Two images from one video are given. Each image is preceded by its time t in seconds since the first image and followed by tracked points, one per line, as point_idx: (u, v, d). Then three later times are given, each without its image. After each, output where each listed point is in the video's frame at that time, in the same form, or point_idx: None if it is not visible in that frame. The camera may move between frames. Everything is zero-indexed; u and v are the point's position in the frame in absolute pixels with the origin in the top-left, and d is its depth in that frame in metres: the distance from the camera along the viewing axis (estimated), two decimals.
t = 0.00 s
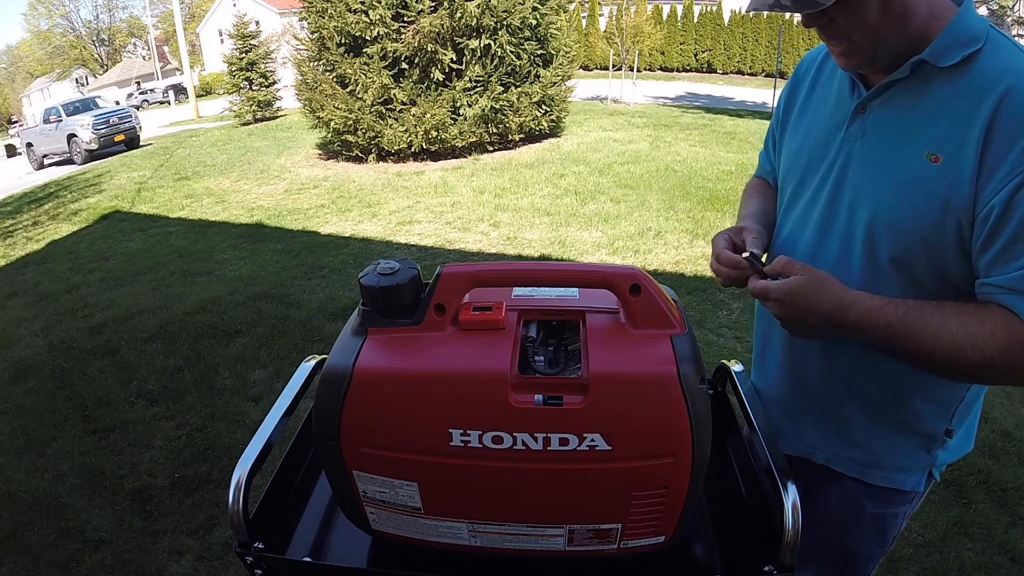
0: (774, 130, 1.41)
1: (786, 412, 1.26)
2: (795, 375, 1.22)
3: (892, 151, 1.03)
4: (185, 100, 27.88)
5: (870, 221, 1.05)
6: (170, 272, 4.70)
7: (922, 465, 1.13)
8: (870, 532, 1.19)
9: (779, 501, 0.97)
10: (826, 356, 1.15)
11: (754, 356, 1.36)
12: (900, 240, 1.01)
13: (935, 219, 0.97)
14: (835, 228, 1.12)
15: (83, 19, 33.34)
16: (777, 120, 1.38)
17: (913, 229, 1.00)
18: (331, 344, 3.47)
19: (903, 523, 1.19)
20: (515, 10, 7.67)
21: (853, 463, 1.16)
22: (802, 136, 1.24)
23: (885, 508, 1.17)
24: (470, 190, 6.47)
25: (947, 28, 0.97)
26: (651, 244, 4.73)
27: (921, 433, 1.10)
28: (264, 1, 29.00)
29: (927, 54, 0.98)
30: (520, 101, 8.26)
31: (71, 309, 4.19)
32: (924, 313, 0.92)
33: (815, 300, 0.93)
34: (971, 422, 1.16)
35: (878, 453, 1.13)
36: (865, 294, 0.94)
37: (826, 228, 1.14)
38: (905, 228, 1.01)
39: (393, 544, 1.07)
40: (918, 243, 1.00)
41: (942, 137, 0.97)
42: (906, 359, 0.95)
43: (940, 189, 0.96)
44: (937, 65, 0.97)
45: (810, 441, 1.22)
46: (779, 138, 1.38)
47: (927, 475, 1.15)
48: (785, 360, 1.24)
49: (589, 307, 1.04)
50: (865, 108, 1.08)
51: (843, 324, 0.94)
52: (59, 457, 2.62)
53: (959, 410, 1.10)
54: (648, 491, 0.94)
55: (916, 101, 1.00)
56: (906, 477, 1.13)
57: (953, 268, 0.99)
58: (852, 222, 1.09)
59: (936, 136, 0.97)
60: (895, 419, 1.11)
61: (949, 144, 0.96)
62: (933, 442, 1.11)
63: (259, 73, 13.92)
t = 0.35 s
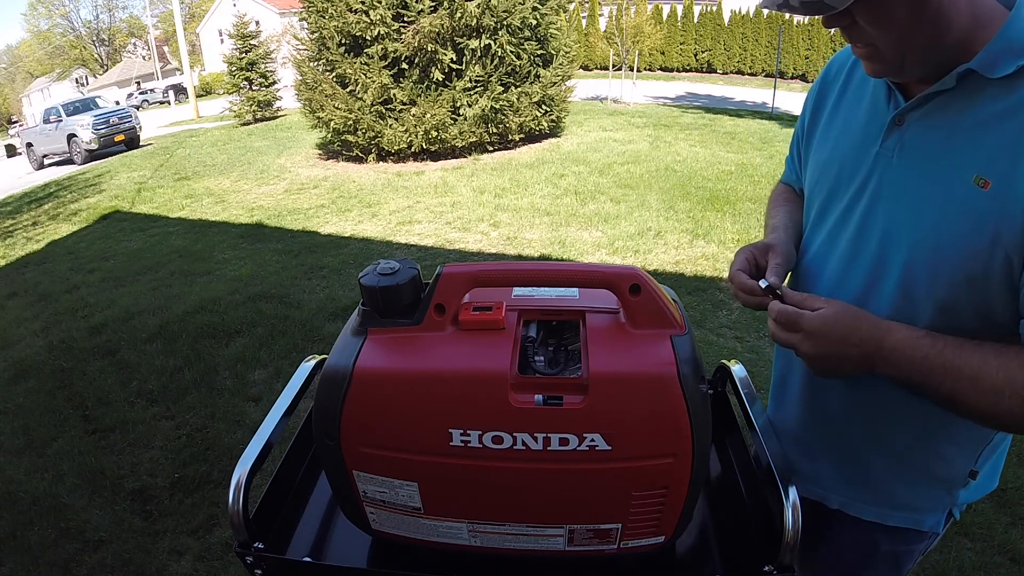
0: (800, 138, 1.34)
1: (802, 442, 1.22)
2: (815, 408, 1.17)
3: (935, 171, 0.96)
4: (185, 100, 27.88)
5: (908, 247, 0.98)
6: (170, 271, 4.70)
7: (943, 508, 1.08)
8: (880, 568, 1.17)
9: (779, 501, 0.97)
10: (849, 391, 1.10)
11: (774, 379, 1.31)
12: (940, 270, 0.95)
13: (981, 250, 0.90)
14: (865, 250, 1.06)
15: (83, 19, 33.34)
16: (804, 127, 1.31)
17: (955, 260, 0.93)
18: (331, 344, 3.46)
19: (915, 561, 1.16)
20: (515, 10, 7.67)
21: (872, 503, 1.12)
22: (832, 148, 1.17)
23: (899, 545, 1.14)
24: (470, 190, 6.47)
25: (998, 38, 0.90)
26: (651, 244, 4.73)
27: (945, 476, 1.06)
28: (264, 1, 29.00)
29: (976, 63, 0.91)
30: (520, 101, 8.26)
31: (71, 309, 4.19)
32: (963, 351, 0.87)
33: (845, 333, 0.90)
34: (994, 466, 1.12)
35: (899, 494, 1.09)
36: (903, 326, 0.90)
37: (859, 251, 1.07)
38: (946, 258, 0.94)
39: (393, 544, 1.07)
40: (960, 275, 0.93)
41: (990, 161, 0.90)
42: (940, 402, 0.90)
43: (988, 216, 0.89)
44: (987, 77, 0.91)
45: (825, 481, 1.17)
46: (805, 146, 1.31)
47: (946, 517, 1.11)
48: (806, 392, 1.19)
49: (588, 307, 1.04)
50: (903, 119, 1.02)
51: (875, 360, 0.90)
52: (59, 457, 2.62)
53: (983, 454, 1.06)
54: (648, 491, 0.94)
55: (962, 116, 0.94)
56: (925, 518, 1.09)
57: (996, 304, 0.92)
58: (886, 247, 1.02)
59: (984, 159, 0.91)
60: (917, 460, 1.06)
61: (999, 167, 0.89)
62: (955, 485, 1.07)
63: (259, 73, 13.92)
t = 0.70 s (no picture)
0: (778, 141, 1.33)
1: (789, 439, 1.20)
2: (799, 407, 1.16)
3: (895, 168, 0.95)
4: (185, 100, 27.89)
5: (874, 244, 0.98)
6: (171, 271, 4.71)
7: (932, 494, 1.07)
8: (878, 558, 1.15)
9: (779, 501, 0.97)
10: (831, 387, 1.09)
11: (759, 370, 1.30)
12: (905, 266, 0.94)
13: (942, 244, 0.89)
14: (836, 251, 1.05)
15: (83, 19, 33.33)
16: (784, 129, 1.30)
17: (918, 255, 0.92)
18: (331, 344, 3.46)
19: (912, 547, 1.15)
20: (515, 10, 7.67)
21: (861, 493, 1.10)
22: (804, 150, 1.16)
23: (895, 536, 1.13)
24: (470, 190, 6.47)
25: (948, 31, 0.89)
26: (651, 244, 4.73)
27: (933, 465, 1.04)
28: (264, 1, 29.00)
29: (926, 59, 0.90)
30: (520, 101, 8.26)
31: (71, 309, 4.19)
32: (929, 347, 0.86)
33: (817, 336, 0.90)
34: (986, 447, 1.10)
35: (887, 484, 1.07)
36: (869, 326, 0.90)
37: (830, 251, 1.06)
38: (908, 253, 0.93)
39: (393, 544, 1.07)
40: (924, 269, 0.92)
41: (945, 154, 0.89)
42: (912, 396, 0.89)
43: (947, 210, 0.88)
44: (938, 70, 0.90)
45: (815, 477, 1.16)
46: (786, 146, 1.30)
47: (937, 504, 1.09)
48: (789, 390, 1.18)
49: (589, 307, 1.04)
50: (863, 118, 1.01)
51: (843, 358, 0.90)
52: (60, 457, 2.62)
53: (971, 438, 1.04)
54: (649, 491, 0.94)
55: (916, 110, 0.93)
56: (915, 504, 1.08)
57: (962, 296, 0.91)
58: (853, 246, 1.02)
59: (938, 153, 0.90)
60: (903, 452, 1.05)
61: (952, 160, 0.88)
62: (943, 472, 1.05)
63: (259, 73, 13.92)
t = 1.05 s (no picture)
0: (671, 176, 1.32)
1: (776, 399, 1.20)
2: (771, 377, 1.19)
3: (789, 168, 1.01)
4: (185, 100, 27.88)
5: (788, 235, 1.03)
6: (171, 271, 4.71)
7: (919, 422, 1.10)
8: (882, 502, 1.16)
9: (779, 500, 0.97)
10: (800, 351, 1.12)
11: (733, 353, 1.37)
12: (822, 246, 1.00)
13: (846, 217, 0.96)
14: (761, 255, 1.10)
15: (82, 19, 33.32)
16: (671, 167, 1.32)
17: (829, 232, 0.98)
18: (331, 344, 3.47)
19: (911, 484, 1.17)
20: (515, 10, 7.69)
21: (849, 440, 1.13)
22: (714, 176, 1.20)
23: (892, 480, 1.15)
24: (470, 190, 6.47)
25: (800, 39, 0.97)
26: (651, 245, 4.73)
27: (912, 397, 1.08)
28: (264, 2, 29.00)
29: (791, 68, 0.97)
30: (520, 101, 8.26)
31: (71, 309, 4.19)
32: (863, 306, 0.93)
33: (762, 321, 0.99)
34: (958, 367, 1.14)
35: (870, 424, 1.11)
36: (809, 303, 0.98)
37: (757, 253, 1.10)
38: (821, 233, 0.99)
39: (392, 544, 1.07)
40: (839, 241, 0.98)
41: (827, 142, 0.96)
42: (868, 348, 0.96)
43: (842, 189, 0.95)
44: (802, 75, 0.97)
45: (811, 437, 1.15)
46: (678, 184, 1.31)
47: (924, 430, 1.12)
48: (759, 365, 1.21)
49: (589, 307, 1.04)
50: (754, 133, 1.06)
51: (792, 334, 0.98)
52: (59, 457, 2.62)
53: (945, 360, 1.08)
54: (649, 492, 0.94)
55: (796, 109, 1.00)
56: (904, 436, 1.10)
57: (880, 250, 0.97)
58: (775, 242, 1.07)
59: (823, 142, 0.96)
60: (879, 396, 1.08)
61: (835, 147, 0.95)
62: (920, 400, 1.09)
63: (259, 73, 13.92)
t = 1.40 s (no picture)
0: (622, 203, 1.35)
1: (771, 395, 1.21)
2: (764, 360, 1.19)
3: (748, 164, 1.04)
4: (185, 100, 27.87)
5: (761, 226, 1.05)
6: (171, 271, 4.71)
7: (915, 381, 1.13)
8: (889, 470, 1.18)
9: (779, 499, 0.97)
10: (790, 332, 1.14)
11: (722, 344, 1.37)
12: (794, 225, 1.03)
13: (810, 192, 1.00)
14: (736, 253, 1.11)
15: (82, 19, 33.32)
16: (621, 193, 1.34)
17: (797, 210, 1.02)
18: (331, 344, 3.47)
19: (915, 446, 1.19)
20: (515, 10, 7.71)
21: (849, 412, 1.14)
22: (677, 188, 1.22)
23: (900, 446, 1.17)
24: (470, 190, 6.47)
25: (732, 50, 1.02)
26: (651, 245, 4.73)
27: (906, 354, 1.11)
28: (264, 2, 29.01)
29: (732, 72, 1.02)
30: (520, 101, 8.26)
31: (72, 309, 4.19)
32: (845, 271, 0.94)
33: (755, 306, 0.98)
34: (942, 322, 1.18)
35: (866, 393, 1.12)
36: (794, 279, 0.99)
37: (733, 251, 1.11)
38: (791, 213, 1.02)
39: (393, 544, 1.07)
40: (809, 216, 1.02)
41: (780, 129, 1.00)
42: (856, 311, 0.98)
43: (801, 166, 0.99)
44: (744, 75, 1.02)
45: (824, 415, 1.15)
46: (632, 205, 1.33)
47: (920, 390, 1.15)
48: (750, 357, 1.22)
49: (588, 307, 1.04)
50: (709, 140, 1.08)
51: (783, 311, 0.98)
52: (59, 457, 2.62)
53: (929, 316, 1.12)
54: (648, 493, 0.94)
55: (744, 107, 1.03)
56: (903, 397, 1.13)
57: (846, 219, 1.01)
58: (747, 238, 1.08)
59: (776, 130, 1.00)
60: (871, 358, 1.11)
61: (791, 131, 0.99)
62: (912, 357, 1.12)
63: (259, 73, 13.91)
